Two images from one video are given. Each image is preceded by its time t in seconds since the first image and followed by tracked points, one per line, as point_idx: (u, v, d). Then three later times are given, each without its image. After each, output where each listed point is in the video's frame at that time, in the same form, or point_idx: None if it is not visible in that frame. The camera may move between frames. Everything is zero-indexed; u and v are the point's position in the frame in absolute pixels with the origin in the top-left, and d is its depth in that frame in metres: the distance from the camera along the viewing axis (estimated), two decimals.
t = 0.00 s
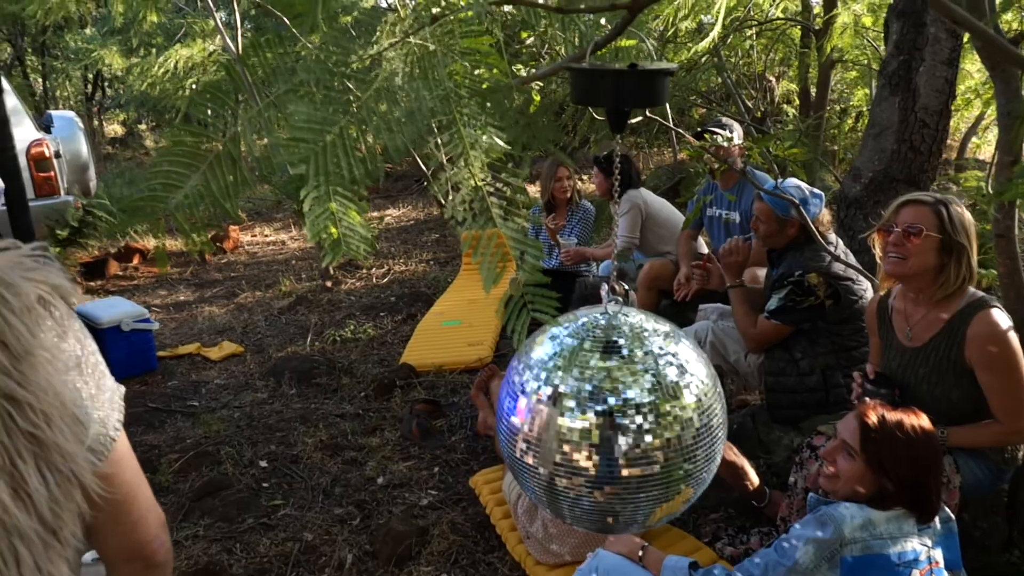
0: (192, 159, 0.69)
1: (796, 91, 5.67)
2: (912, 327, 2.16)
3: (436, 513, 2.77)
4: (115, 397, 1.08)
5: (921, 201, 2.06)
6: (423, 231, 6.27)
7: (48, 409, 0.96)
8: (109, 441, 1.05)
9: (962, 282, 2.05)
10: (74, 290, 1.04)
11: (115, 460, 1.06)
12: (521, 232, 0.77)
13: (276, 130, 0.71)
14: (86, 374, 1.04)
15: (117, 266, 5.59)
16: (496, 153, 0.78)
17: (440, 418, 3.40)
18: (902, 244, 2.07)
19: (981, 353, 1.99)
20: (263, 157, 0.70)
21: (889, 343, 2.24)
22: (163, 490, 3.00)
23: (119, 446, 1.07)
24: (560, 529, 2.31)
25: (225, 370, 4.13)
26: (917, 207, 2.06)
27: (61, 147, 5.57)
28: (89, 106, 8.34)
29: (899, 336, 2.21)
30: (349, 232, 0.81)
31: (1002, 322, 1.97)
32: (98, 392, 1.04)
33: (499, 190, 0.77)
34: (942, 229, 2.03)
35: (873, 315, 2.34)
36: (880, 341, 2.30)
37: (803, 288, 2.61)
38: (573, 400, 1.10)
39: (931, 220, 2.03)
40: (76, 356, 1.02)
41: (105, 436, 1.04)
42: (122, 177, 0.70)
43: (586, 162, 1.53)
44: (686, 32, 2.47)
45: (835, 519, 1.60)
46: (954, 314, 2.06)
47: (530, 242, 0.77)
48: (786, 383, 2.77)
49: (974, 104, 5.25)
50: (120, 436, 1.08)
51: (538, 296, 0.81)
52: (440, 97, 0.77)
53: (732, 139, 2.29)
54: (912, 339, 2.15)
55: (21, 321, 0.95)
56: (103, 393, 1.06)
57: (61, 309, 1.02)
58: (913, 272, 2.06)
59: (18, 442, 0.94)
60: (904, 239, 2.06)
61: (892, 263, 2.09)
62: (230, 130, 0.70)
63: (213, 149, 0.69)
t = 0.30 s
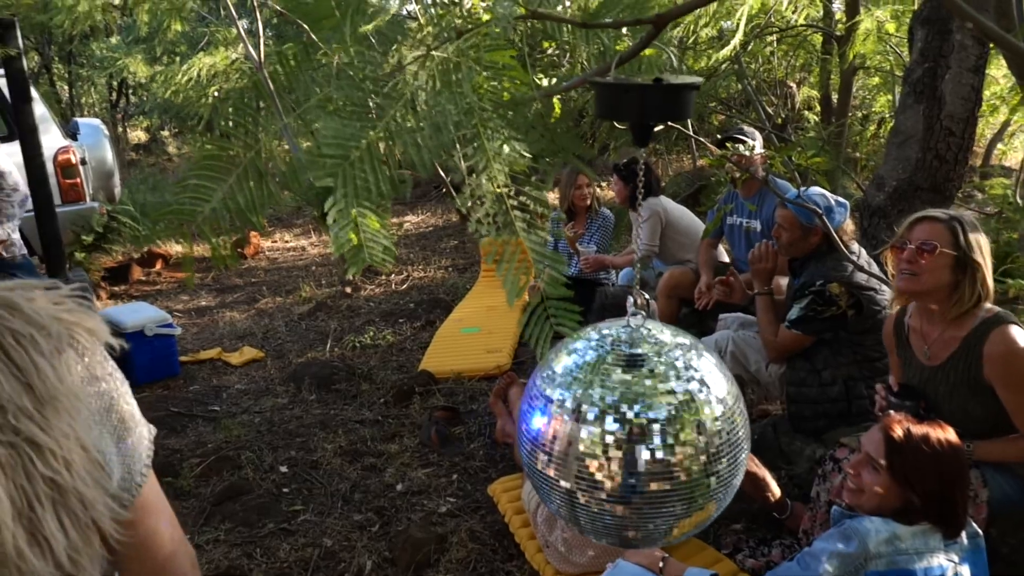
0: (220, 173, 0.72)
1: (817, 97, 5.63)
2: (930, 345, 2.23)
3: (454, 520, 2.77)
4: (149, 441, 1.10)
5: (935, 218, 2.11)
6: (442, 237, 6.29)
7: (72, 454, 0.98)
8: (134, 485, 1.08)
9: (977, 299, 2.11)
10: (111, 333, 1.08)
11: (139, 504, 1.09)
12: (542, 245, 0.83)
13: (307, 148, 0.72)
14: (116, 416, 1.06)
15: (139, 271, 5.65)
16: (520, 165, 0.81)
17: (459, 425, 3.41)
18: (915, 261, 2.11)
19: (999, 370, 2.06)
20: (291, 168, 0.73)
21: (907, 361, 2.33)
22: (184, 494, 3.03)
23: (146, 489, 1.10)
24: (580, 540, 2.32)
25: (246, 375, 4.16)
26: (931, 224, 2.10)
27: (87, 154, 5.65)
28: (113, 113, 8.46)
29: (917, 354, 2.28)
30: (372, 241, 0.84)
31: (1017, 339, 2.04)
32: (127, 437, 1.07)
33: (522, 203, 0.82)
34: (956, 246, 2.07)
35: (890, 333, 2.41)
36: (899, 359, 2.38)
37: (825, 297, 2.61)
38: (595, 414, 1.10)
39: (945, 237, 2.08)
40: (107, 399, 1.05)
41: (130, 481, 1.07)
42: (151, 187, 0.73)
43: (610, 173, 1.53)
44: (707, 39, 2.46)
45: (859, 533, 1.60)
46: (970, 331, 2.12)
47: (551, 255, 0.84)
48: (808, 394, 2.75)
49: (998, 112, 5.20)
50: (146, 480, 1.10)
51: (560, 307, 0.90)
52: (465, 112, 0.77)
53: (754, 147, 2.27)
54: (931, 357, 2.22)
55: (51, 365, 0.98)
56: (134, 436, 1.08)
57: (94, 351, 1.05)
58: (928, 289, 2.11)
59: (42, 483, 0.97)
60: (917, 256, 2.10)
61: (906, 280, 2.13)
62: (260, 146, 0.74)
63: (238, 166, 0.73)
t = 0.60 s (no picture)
0: (253, 188, 0.73)
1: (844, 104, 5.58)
2: (954, 366, 2.26)
3: (477, 528, 2.78)
4: (166, 477, 1.13)
5: (955, 238, 2.17)
6: (466, 244, 6.31)
7: (85, 492, 1.00)
8: (149, 523, 1.11)
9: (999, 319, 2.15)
10: (135, 369, 1.10)
11: (151, 541, 1.13)
12: (572, 260, 0.86)
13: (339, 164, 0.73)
14: (132, 453, 1.09)
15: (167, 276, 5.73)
16: (548, 179, 0.83)
17: (482, 433, 3.42)
18: (935, 279, 2.18)
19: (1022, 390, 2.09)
20: (322, 181, 0.74)
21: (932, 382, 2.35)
22: (210, 498, 3.07)
23: (161, 526, 1.14)
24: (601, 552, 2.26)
25: (271, 380, 4.20)
26: (951, 244, 2.17)
27: (117, 160, 5.73)
28: (143, 120, 8.60)
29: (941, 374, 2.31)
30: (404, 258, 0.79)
31: None
32: (143, 473, 1.10)
33: (550, 218, 0.83)
34: (976, 265, 2.13)
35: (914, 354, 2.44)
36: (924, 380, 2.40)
37: (854, 308, 2.60)
38: (621, 429, 1.10)
39: (964, 256, 2.14)
40: (126, 435, 1.08)
41: (145, 519, 1.10)
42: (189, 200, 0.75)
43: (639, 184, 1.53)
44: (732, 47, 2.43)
45: (889, 550, 1.62)
46: (993, 351, 2.16)
47: (580, 268, 0.87)
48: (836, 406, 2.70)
49: None
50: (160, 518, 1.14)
51: (586, 322, 0.91)
52: (493, 126, 0.78)
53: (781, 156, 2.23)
54: (955, 378, 2.25)
55: (71, 401, 1.01)
56: (150, 474, 1.10)
57: (116, 385, 1.08)
58: (948, 307, 2.17)
59: (54, 518, 0.99)
60: (937, 274, 2.17)
61: (926, 298, 2.20)
62: (293, 163, 0.74)
63: (270, 179, 0.73)
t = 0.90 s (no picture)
0: (284, 204, 0.74)
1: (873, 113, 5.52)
2: (981, 389, 2.26)
3: (500, 538, 2.78)
4: (175, 500, 1.03)
5: (975, 260, 2.16)
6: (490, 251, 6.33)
7: (85, 513, 0.91)
8: (151, 548, 1.00)
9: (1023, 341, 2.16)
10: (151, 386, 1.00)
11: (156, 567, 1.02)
12: (600, 278, 0.85)
13: (371, 181, 0.74)
14: (141, 474, 0.98)
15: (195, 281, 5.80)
16: (579, 196, 0.82)
17: (505, 442, 3.41)
18: (957, 302, 2.16)
19: None
20: (352, 195, 0.74)
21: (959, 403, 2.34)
22: (235, 502, 3.09)
23: (169, 550, 1.03)
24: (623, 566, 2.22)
25: (296, 386, 4.23)
26: (971, 267, 2.16)
27: (147, 167, 5.82)
28: (173, 127, 8.73)
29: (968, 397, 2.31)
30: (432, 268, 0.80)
31: None
32: (155, 496, 1.00)
33: (580, 235, 0.84)
34: (998, 287, 2.13)
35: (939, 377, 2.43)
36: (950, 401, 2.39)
37: (884, 323, 2.60)
38: (649, 446, 1.09)
39: (986, 279, 2.14)
40: (138, 456, 0.98)
41: (148, 544, 1.00)
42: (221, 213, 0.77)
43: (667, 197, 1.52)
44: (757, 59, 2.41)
45: (920, 571, 1.62)
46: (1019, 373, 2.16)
47: (606, 287, 0.85)
48: (865, 421, 2.67)
49: None
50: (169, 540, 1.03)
51: (616, 338, 0.88)
52: (524, 145, 0.78)
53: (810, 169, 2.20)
54: (983, 402, 2.25)
55: (76, 419, 0.92)
56: (157, 496, 1.00)
57: (130, 404, 0.98)
58: (972, 331, 2.16)
59: (51, 538, 0.90)
60: (959, 297, 2.16)
61: (950, 323, 2.19)
62: (322, 179, 0.75)
63: (301, 196, 0.74)
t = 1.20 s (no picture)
0: (323, 222, 0.76)
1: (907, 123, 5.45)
2: (1015, 412, 2.22)
3: (525, 549, 2.77)
4: (177, 511, 1.04)
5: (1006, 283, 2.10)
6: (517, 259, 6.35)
7: (81, 523, 0.92)
8: (150, 559, 1.01)
9: None
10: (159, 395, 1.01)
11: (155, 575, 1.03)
12: (633, 297, 0.86)
13: (408, 198, 0.76)
14: (144, 483, 0.99)
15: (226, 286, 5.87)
16: (611, 215, 0.81)
17: (531, 452, 3.41)
18: (987, 326, 2.12)
19: None
20: (389, 213, 0.77)
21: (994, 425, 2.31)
22: (263, 507, 3.12)
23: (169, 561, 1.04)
24: None
25: (324, 392, 4.26)
26: (1001, 290, 2.10)
27: (181, 174, 5.91)
28: (206, 134, 8.85)
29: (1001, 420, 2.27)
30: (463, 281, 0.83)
31: None
32: (156, 505, 1.01)
33: (613, 255, 0.84)
34: None
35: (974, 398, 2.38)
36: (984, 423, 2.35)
37: (919, 339, 2.59)
38: (680, 466, 1.09)
39: (1016, 302, 2.08)
40: (141, 465, 0.99)
41: (146, 554, 1.01)
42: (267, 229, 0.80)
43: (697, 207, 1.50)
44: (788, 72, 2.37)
45: None
46: None
47: (641, 307, 0.86)
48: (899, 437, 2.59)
49: None
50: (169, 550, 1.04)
51: (649, 359, 0.89)
52: (558, 164, 0.77)
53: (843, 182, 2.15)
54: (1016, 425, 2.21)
55: (78, 426, 0.93)
56: (158, 506, 1.01)
57: (139, 411, 0.99)
58: (1002, 355, 2.12)
59: (48, 547, 0.91)
60: (989, 321, 2.12)
61: (980, 346, 2.15)
62: (362, 197, 0.77)
63: (339, 214, 0.76)
